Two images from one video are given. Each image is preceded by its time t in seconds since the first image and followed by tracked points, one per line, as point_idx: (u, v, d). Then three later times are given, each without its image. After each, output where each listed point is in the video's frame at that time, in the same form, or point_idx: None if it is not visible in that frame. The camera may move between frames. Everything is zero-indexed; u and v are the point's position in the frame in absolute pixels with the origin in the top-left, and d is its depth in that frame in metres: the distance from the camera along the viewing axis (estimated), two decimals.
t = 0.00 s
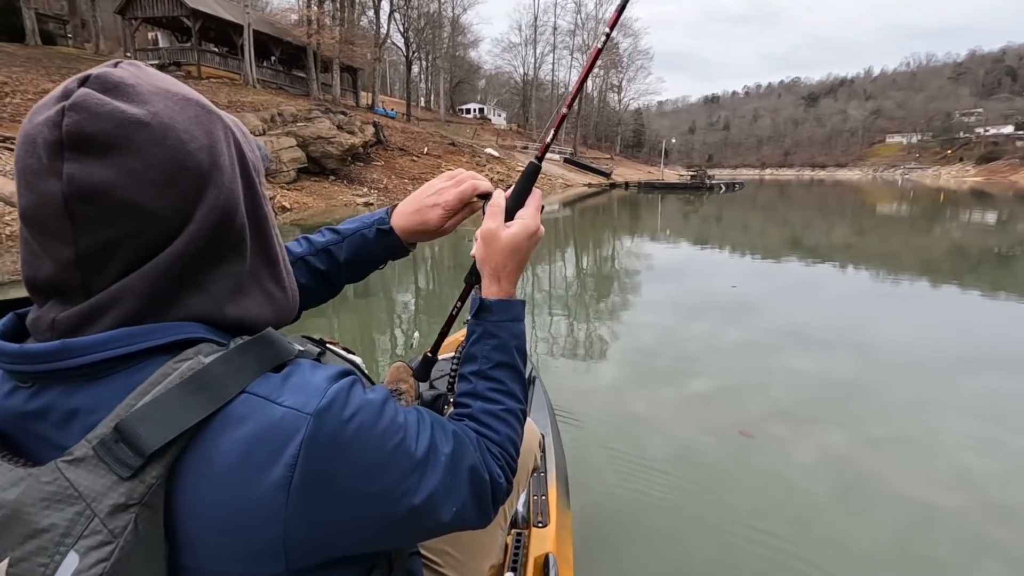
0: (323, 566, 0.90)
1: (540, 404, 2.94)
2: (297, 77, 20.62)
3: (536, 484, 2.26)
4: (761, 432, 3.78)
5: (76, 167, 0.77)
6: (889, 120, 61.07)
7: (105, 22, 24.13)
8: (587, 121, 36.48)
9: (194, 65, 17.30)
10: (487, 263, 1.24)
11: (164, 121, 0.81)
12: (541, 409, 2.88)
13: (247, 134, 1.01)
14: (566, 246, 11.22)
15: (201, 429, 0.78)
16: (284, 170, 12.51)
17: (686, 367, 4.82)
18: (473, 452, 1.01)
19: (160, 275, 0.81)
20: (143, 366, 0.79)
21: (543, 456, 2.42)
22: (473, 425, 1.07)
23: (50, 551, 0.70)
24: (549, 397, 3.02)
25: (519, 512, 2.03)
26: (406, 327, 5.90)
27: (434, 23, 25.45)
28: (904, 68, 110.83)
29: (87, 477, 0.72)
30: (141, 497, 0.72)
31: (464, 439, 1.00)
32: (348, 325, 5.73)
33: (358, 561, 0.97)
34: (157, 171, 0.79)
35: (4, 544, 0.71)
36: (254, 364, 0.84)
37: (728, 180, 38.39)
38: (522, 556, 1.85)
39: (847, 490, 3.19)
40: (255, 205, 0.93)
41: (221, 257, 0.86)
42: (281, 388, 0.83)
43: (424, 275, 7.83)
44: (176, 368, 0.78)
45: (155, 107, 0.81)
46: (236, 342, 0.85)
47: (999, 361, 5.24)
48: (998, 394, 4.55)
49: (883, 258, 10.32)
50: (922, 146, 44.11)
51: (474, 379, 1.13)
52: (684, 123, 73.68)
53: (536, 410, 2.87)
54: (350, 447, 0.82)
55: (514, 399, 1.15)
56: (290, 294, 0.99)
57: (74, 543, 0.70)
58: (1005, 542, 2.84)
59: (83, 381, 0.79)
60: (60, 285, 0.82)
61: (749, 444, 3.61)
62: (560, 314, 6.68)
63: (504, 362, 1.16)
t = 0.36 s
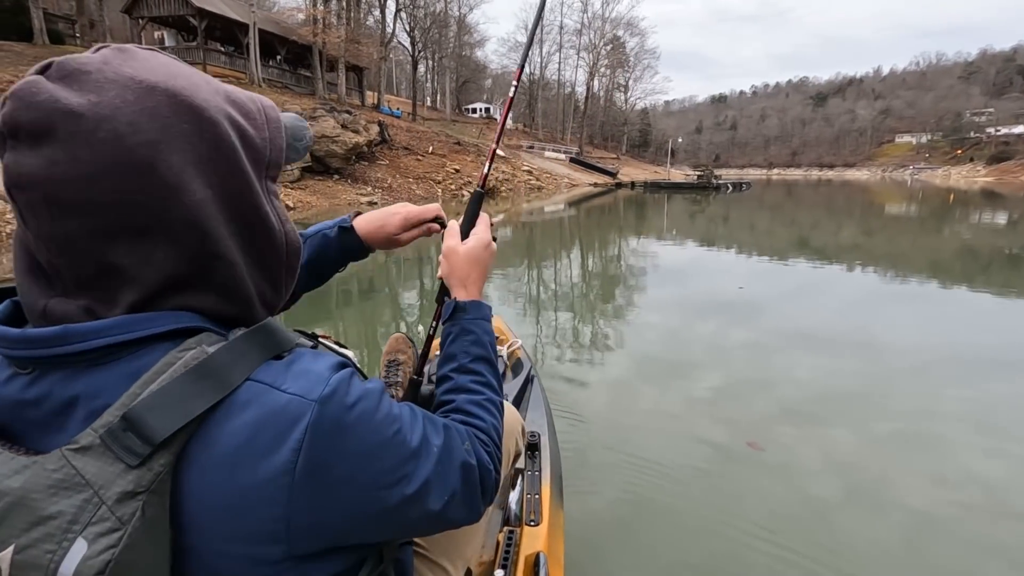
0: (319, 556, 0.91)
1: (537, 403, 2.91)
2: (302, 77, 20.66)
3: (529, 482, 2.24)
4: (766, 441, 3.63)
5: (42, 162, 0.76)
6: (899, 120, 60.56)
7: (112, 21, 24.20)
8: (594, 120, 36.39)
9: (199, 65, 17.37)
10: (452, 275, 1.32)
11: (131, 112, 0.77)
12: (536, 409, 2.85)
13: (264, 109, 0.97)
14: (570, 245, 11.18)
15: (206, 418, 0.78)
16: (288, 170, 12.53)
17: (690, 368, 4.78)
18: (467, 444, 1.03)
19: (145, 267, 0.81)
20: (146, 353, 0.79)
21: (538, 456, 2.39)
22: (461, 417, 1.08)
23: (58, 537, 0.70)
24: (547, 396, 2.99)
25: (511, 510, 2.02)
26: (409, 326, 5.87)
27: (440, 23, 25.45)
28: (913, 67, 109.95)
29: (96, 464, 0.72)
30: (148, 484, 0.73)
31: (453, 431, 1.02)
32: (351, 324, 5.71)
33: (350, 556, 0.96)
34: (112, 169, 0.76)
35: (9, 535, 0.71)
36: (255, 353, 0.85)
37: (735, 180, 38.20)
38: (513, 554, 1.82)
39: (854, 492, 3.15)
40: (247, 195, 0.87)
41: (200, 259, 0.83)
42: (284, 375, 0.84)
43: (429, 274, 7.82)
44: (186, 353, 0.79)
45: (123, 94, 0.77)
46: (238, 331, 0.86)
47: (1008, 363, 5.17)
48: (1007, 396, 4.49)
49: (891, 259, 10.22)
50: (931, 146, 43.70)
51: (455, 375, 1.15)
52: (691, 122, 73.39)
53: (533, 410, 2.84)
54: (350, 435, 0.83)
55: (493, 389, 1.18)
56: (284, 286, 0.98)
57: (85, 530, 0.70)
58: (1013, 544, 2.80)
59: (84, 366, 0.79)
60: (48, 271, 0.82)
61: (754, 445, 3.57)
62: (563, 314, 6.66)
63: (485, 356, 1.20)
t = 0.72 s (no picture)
0: (345, 567, 0.90)
1: (549, 405, 2.89)
2: (308, 76, 20.72)
3: (543, 484, 2.22)
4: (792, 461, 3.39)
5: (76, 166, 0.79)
6: (907, 120, 60.11)
7: (120, 21, 24.37)
8: (600, 121, 36.33)
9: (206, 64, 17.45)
10: (464, 305, 1.39)
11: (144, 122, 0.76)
12: (549, 410, 2.82)
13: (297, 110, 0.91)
14: (576, 246, 11.16)
15: (247, 426, 0.78)
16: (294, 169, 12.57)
17: (696, 369, 4.74)
18: (486, 464, 1.05)
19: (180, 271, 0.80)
20: (190, 360, 0.80)
21: (551, 458, 2.37)
22: (480, 436, 1.12)
23: (105, 534, 0.71)
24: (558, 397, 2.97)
25: (526, 512, 2.02)
26: (413, 325, 5.86)
27: (447, 23, 25.46)
28: (922, 68, 109.16)
29: (142, 466, 0.73)
30: (191, 486, 0.74)
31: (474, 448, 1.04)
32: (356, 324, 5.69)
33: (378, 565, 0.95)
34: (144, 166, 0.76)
35: (60, 528, 0.73)
36: (295, 364, 0.85)
37: (741, 180, 38.03)
38: (528, 556, 1.83)
39: (866, 494, 3.11)
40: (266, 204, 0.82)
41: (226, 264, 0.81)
42: (322, 386, 0.84)
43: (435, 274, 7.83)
44: (228, 362, 0.80)
45: (153, 94, 0.78)
46: (277, 344, 0.86)
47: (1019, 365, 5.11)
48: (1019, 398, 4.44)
49: (899, 260, 10.14)
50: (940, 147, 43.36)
51: (472, 397, 1.20)
52: (697, 123, 73.18)
53: (544, 412, 2.82)
54: (382, 449, 0.84)
55: (506, 409, 1.22)
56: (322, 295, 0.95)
57: (130, 528, 0.71)
58: None
59: (129, 370, 0.80)
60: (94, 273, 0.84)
61: (763, 447, 3.52)
62: (569, 314, 6.63)
63: (499, 380, 1.25)
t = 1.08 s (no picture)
0: (373, 565, 0.89)
1: (560, 406, 2.87)
2: (314, 76, 20.76)
3: (557, 485, 2.21)
4: (817, 483, 3.17)
5: (136, 168, 0.79)
6: (915, 121, 59.71)
7: (127, 21, 24.50)
8: (605, 121, 36.25)
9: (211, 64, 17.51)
10: (477, 318, 1.42)
11: (219, 127, 0.82)
12: (561, 411, 2.80)
13: (309, 146, 1.03)
14: (581, 246, 11.14)
15: (278, 425, 0.79)
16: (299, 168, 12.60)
17: (701, 369, 4.71)
18: (500, 466, 1.04)
19: (228, 270, 0.82)
20: (220, 362, 0.80)
21: (564, 459, 2.35)
22: (492, 439, 1.11)
23: (151, 535, 0.72)
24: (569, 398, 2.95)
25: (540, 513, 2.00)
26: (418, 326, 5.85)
27: (452, 23, 25.46)
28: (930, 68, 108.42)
29: (182, 468, 0.73)
30: (230, 484, 0.74)
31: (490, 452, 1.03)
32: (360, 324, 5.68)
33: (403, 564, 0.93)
34: (222, 166, 0.80)
35: (103, 532, 0.73)
36: (318, 364, 0.85)
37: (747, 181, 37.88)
38: (543, 557, 1.84)
39: (874, 494, 3.09)
40: (311, 214, 0.92)
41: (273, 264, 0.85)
42: (348, 386, 0.84)
43: (440, 275, 7.82)
44: (256, 361, 0.80)
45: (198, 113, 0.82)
46: (300, 346, 0.86)
47: None
48: None
49: (906, 261, 10.08)
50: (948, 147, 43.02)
51: (482, 403, 1.18)
52: (703, 123, 72.89)
53: (555, 412, 2.80)
54: (408, 447, 0.83)
55: (515, 414, 1.21)
56: (336, 302, 1.01)
57: (175, 528, 0.71)
58: None
59: (158, 377, 0.79)
60: (133, 280, 0.84)
61: (768, 448, 3.50)
62: (575, 314, 6.61)
63: (509, 388, 1.23)
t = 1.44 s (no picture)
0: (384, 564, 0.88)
1: (568, 407, 2.84)
2: (319, 76, 20.83)
3: (566, 486, 2.18)
4: (841, 502, 2.99)
5: (184, 179, 0.81)
6: (923, 121, 59.35)
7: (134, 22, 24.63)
8: (611, 120, 36.19)
9: (217, 64, 17.59)
10: (480, 337, 1.47)
11: (258, 140, 0.85)
12: (568, 412, 2.78)
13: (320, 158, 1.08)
14: (585, 245, 11.14)
15: (289, 420, 0.80)
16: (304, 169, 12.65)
17: (706, 370, 4.69)
18: (505, 476, 1.05)
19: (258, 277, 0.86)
20: (234, 361, 0.82)
21: (572, 460, 2.33)
22: (496, 451, 1.13)
23: (165, 523, 0.73)
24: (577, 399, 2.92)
25: (549, 515, 1.99)
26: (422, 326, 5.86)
27: (457, 23, 25.48)
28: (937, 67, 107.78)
29: (194, 459, 0.75)
30: (242, 474, 0.75)
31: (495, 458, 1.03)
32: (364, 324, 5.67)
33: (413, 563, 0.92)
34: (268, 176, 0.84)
35: (120, 521, 0.75)
36: (328, 363, 0.87)
37: (753, 181, 37.75)
38: (554, 558, 1.81)
39: (879, 494, 3.07)
40: (323, 223, 1.00)
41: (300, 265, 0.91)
42: (359, 385, 0.85)
43: (445, 275, 7.83)
44: (268, 358, 0.82)
45: (240, 126, 0.85)
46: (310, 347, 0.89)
47: None
48: None
49: (914, 261, 10.02)
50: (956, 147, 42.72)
51: (487, 417, 1.21)
52: (709, 123, 72.69)
53: (562, 414, 2.77)
54: (421, 446, 0.84)
55: (519, 429, 1.23)
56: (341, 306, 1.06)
57: (187, 516, 0.73)
58: None
59: (172, 376, 0.81)
60: (167, 287, 0.85)
61: (773, 450, 3.45)
62: (579, 314, 6.60)
63: (513, 403, 1.26)
